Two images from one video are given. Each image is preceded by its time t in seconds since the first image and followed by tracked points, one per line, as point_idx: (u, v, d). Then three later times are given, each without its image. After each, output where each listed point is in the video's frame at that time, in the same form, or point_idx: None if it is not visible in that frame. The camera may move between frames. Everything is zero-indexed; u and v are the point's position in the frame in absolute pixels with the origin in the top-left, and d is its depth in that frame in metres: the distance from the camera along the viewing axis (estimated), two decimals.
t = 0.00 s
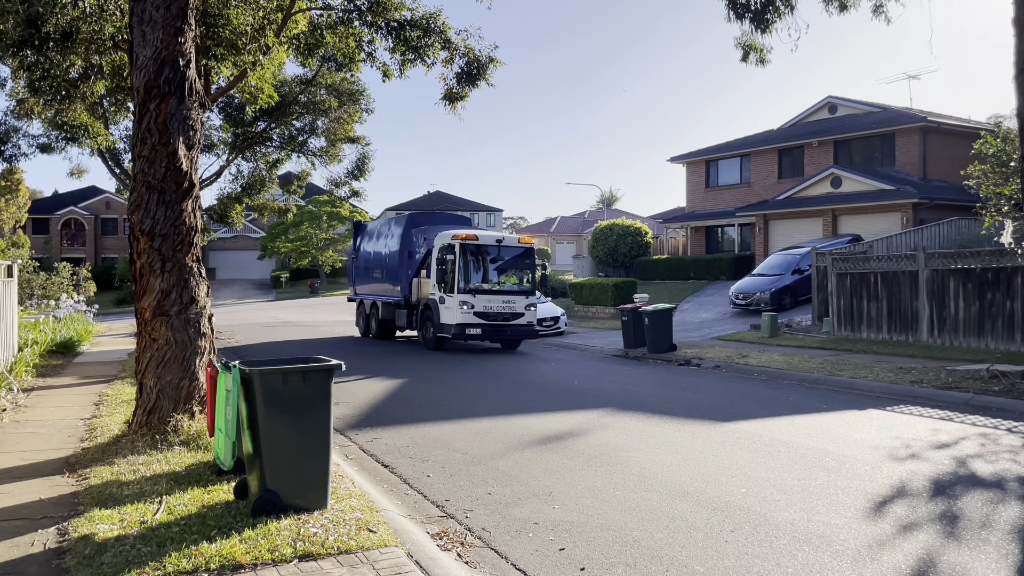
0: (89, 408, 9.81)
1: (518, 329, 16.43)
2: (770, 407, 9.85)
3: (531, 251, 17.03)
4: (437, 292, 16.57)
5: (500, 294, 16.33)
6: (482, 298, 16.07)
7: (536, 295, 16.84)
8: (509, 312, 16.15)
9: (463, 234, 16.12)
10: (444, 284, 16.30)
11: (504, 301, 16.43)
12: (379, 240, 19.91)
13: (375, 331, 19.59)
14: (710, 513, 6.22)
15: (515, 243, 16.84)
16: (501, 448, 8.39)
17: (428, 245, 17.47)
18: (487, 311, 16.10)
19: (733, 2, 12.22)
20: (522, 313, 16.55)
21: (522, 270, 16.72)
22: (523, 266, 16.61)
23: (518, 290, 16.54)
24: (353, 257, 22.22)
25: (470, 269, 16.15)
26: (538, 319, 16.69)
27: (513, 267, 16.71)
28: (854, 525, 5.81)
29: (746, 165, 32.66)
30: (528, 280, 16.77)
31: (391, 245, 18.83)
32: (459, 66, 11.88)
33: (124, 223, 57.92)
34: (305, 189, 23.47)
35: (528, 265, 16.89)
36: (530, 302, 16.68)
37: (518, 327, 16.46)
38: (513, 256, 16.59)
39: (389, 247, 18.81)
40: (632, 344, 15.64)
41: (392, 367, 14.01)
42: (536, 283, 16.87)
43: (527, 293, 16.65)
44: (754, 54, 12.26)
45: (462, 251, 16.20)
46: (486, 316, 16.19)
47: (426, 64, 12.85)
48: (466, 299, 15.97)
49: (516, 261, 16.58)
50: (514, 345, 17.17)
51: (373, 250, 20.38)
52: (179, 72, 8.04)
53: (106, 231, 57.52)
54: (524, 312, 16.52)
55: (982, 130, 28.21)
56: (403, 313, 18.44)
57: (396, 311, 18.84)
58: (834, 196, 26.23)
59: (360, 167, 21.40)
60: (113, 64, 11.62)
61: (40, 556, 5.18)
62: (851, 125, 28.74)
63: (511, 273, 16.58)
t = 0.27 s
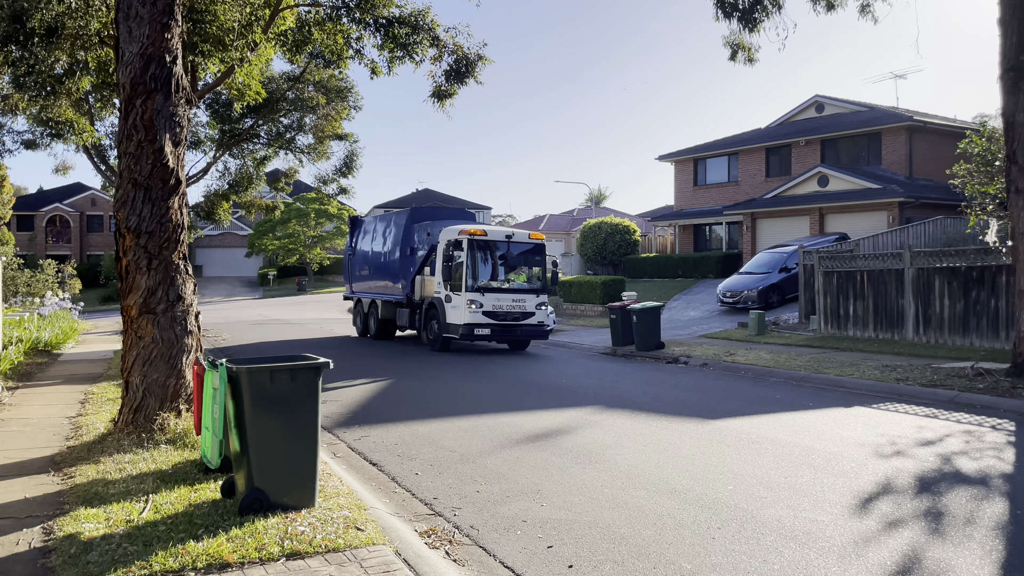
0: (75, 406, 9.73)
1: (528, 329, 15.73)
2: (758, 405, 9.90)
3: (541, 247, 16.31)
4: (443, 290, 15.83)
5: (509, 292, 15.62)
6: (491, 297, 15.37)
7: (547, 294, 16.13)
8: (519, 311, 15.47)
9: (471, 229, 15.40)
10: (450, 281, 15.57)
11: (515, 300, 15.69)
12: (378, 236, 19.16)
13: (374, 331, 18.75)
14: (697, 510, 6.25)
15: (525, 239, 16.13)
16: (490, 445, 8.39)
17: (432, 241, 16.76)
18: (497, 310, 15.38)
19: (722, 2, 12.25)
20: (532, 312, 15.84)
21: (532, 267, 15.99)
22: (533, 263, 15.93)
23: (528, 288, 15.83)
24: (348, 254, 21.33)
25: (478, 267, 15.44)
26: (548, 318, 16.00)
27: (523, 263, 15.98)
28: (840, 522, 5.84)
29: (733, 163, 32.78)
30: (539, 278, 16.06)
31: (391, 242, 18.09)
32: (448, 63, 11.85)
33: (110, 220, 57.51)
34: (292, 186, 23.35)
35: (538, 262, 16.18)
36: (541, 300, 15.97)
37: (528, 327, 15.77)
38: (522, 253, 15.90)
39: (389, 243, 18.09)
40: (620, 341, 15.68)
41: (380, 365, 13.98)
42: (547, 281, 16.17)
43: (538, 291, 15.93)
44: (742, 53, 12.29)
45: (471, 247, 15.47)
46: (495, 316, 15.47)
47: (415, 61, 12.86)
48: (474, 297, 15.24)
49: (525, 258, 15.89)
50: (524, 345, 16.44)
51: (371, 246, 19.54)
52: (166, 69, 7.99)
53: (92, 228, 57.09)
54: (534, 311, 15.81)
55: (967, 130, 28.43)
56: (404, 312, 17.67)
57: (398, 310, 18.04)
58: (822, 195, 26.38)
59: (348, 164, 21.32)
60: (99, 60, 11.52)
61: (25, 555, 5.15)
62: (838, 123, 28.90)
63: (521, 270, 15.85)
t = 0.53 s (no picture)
0: (59, 404, 9.66)
1: (535, 328, 15.17)
2: (745, 402, 9.95)
3: (547, 243, 15.81)
4: (447, 288, 15.22)
5: (516, 290, 15.06)
6: (497, 294, 14.80)
7: (554, 291, 15.58)
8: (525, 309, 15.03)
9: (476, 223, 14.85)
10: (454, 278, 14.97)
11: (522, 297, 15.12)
12: (375, 232, 18.65)
13: (372, 331, 18.29)
14: (684, 507, 6.28)
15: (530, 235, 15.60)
16: (477, 443, 8.39)
17: (432, 236, 16.22)
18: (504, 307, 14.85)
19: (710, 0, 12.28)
20: (539, 311, 15.28)
21: (539, 263, 15.45)
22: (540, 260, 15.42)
23: (535, 286, 15.29)
24: (345, 251, 20.72)
25: (483, 263, 14.85)
26: (555, 317, 15.44)
27: (529, 260, 15.44)
28: (825, 518, 5.89)
29: (721, 161, 32.89)
30: (545, 275, 15.51)
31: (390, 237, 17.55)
32: (436, 60, 11.83)
33: (95, 216, 57.08)
34: (279, 183, 23.25)
35: (544, 259, 15.63)
36: (548, 298, 15.42)
37: (535, 326, 15.20)
38: (528, 249, 15.38)
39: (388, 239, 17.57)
40: (608, 339, 15.71)
41: (368, 363, 13.94)
42: (554, 278, 15.62)
43: (545, 289, 15.41)
44: (730, 51, 12.33)
45: (476, 243, 14.90)
46: (502, 314, 14.90)
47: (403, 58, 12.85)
48: (480, 295, 14.65)
49: (532, 254, 15.37)
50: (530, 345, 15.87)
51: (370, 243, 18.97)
52: (152, 64, 7.93)
53: (77, 225, 56.65)
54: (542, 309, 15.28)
55: (952, 129, 28.66)
56: (404, 311, 17.16)
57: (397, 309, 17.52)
58: (808, 193, 26.53)
59: (336, 161, 21.26)
60: (84, 56, 11.43)
61: (9, 554, 5.11)
62: (825, 122, 29.06)
63: (527, 267, 15.29)
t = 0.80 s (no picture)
0: (43, 402, 9.58)
1: (538, 326, 14.69)
2: (731, 399, 9.99)
3: (552, 238, 15.30)
4: (448, 284, 14.73)
5: (519, 287, 14.56)
6: (500, 292, 14.30)
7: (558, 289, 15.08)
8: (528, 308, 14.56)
9: (479, 218, 14.30)
10: (455, 275, 14.47)
11: (526, 295, 14.60)
12: (372, 228, 18.33)
13: (368, 329, 17.93)
14: (671, 504, 6.30)
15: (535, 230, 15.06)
16: (465, 440, 8.38)
17: (431, 232, 15.95)
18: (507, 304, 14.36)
19: None
20: (543, 308, 14.79)
21: (543, 259, 14.95)
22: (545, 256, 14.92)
23: (539, 283, 14.79)
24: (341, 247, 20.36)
25: (486, 259, 14.35)
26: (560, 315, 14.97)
27: (533, 256, 14.93)
28: (811, 515, 5.92)
29: (708, 159, 33.00)
30: (550, 271, 15.01)
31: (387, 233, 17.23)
32: (424, 57, 11.79)
33: (80, 212, 56.62)
34: (266, 179, 23.14)
35: (549, 255, 15.12)
36: (553, 296, 14.92)
37: (538, 324, 14.72)
38: (533, 244, 14.86)
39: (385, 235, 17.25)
40: (596, 336, 15.74)
41: (355, 360, 13.90)
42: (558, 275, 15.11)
43: (550, 286, 14.90)
44: (718, 49, 12.36)
45: (479, 238, 14.38)
46: (504, 312, 14.41)
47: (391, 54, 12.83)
48: (482, 292, 14.15)
49: (536, 250, 14.86)
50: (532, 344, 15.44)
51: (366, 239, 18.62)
52: (137, 59, 7.86)
53: (61, 221, 56.19)
54: (546, 307, 14.77)
55: (937, 128, 28.88)
56: (402, 310, 16.75)
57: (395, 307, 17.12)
58: (795, 191, 26.67)
59: (323, 158, 21.17)
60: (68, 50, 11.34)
61: None
62: (812, 121, 29.21)
63: (531, 263, 14.80)
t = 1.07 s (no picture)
0: (27, 399, 9.50)
1: (541, 325, 14.35)
2: (719, 396, 10.03)
3: (554, 235, 14.94)
4: (448, 282, 14.36)
5: (521, 285, 14.21)
6: (501, 289, 13.95)
7: (561, 286, 14.72)
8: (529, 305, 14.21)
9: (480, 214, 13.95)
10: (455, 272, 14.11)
11: (528, 292, 14.25)
12: (368, 224, 17.99)
13: (363, 327, 17.71)
14: (659, 500, 6.32)
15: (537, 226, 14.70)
16: (453, 438, 8.38)
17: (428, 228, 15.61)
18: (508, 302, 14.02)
19: None
20: (546, 307, 14.45)
21: (546, 256, 14.58)
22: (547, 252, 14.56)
23: (541, 280, 14.43)
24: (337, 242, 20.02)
25: (487, 255, 14.00)
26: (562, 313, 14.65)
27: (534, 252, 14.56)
28: (798, 511, 5.96)
29: (696, 157, 33.10)
30: (552, 268, 14.65)
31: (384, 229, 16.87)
32: (412, 54, 11.76)
33: (65, 209, 56.18)
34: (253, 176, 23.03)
35: (551, 251, 14.75)
36: (555, 294, 14.57)
37: (541, 323, 14.38)
38: (535, 240, 14.51)
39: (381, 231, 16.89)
40: (584, 334, 15.77)
41: (344, 358, 13.87)
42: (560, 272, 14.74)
43: (552, 284, 14.54)
44: (706, 48, 12.40)
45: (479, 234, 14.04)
46: (506, 310, 14.06)
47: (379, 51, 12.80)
48: (482, 290, 13.81)
49: (538, 246, 14.51)
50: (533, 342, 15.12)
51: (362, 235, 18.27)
52: (123, 55, 7.80)
53: (46, 218, 55.73)
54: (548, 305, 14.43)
55: (923, 127, 29.09)
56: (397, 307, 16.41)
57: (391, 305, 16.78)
58: (782, 190, 26.79)
59: (311, 154, 21.09)
60: (53, 45, 11.26)
61: None
62: (799, 119, 29.35)
63: (533, 260, 14.44)
